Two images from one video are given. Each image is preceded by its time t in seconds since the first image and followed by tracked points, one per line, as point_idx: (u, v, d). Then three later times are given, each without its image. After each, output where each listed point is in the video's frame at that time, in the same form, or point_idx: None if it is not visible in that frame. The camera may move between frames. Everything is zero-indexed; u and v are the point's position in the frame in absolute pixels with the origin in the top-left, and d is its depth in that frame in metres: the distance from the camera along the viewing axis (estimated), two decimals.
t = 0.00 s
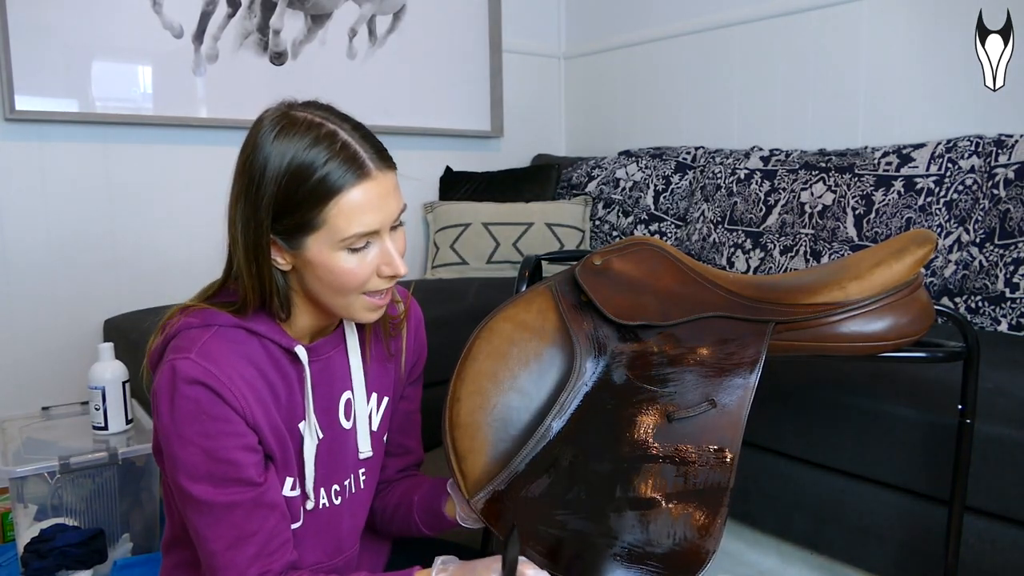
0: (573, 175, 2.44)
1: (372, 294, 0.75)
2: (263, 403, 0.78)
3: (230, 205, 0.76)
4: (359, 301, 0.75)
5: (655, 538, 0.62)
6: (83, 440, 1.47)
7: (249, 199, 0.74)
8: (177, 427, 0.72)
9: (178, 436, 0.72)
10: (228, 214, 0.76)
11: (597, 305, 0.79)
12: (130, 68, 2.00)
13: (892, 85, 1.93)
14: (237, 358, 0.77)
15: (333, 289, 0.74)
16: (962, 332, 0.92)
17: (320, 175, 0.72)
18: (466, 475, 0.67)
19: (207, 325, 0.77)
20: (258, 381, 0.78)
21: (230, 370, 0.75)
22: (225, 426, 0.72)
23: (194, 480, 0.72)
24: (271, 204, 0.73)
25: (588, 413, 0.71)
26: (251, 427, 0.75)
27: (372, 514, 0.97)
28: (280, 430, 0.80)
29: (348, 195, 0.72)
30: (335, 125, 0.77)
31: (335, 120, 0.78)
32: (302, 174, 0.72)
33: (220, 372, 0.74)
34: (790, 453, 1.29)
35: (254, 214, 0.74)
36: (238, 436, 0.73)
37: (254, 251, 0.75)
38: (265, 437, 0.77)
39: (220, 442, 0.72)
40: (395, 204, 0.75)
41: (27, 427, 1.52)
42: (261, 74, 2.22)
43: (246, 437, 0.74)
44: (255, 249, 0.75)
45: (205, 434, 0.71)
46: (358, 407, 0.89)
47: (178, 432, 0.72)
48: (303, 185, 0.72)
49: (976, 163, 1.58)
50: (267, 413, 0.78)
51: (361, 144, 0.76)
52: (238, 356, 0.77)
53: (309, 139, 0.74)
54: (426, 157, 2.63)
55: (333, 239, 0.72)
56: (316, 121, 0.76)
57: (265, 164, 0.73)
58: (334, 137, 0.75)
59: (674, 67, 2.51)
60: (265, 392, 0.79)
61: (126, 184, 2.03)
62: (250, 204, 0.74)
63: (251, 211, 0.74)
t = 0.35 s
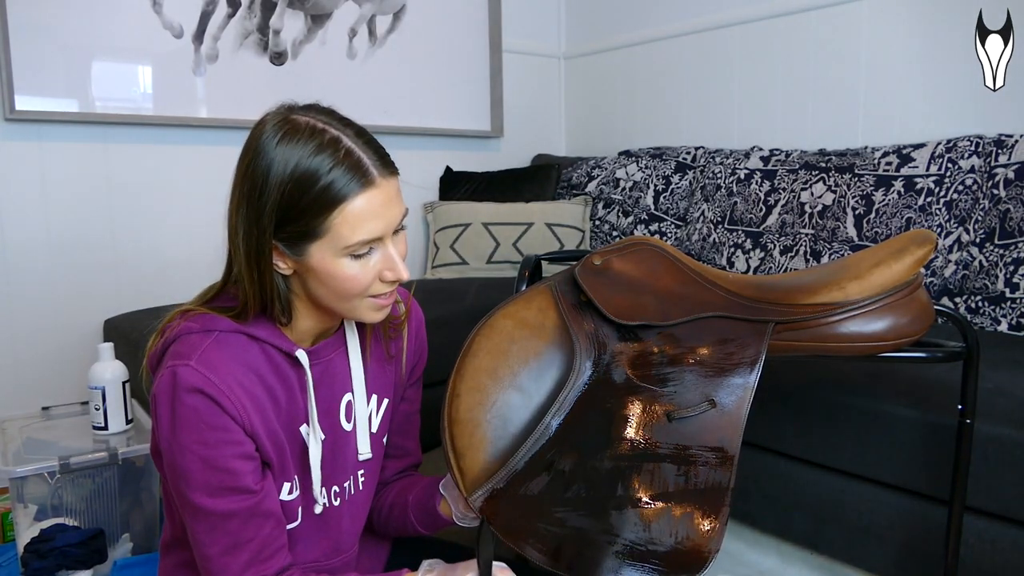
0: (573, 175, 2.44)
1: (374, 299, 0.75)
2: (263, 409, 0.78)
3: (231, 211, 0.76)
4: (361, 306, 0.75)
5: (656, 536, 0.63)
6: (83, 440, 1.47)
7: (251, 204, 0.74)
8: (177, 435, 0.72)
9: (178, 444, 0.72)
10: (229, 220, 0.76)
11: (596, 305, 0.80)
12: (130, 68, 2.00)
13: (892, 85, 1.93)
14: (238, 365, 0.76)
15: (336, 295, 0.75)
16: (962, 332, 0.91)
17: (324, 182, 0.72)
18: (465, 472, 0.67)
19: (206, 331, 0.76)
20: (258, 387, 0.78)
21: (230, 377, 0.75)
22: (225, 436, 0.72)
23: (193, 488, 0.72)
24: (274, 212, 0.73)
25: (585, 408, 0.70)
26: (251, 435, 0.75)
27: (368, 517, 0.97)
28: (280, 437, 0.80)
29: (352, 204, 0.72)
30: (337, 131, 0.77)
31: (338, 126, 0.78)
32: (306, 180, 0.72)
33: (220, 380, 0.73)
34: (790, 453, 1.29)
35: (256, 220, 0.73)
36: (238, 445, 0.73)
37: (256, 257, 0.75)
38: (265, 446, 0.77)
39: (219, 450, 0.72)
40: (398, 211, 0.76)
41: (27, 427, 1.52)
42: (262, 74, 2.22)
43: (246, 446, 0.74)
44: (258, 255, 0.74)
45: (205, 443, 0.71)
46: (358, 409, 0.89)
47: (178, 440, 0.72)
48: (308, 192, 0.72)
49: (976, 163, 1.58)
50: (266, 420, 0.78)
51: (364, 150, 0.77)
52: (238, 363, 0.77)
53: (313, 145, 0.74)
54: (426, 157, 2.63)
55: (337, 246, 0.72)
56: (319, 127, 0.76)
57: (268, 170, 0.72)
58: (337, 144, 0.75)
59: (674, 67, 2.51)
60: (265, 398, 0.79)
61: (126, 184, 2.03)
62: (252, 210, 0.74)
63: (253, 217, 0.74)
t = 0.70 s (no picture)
0: (573, 175, 2.44)
1: (373, 294, 0.75)
2: (264, 407, 0.78)
3: (230, 206, 0.76)
4: (360, 300, 0.75)
5: (657, 536, 0.61)
6: (83, 440, 1.47)
7: (249, 199, 0.74)
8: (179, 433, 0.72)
9: (179, 442, 0.72)
10: (228, 216, 0.76)
11: (597, 305, 0.80)
12: (130, 68, 2.00)
13: (892, 85, 1.93)
14: (239, 364, 0.76)
15: (335, 290, 0.74)
16: (962, 332, 0.91)
17: (322, 178, 0.72)
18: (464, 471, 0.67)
19: (206, 329, 0.76)
20: (258, 386, 0.78)
21: (231, 375, 0.75)
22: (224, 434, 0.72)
23: (194, 486, 0.72)
24: (273, 207, 0.73)
25: (585, 407, 0.71)
26: (252, 434, 0.75)
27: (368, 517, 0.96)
28: (281, 436, 0.80)
29: (351, 199, 0.73)
30: (335, 126, 0.77)
31: (337, 121, 0.78)
32: (305, 176, 0.72)
33: (220, 378, 0.73)
34: (790, 453, 1.29)
35: (255, 215, 0.73)
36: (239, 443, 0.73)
37: (254, 253, 0.75)
38: (266, 445, 0.77)
39: (219, 448, 0.72)
40: (397, 206, 0.76)
41: (27, 427, 1.52)
42: (262, 74, 2.22)
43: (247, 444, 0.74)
44: (256, 250, 0.74)
45: (205, 441, 0.71)
46: (356, 408, 0.89)
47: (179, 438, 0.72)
48: (307, 188, 0.72)
49: (976, 163, 1.58)
50: (267, 418, 0.78)
51: (363, 145, 0.77)
52: (239, 362, 0.76)
53: (311, 141, 0.74)
54: (426, 157, 2.63)
55: (335, 241, 0.72)
56: (318, 122, 0.76)
57: (267, 165, 0.73)
58: (336, 139, 0.75)
59: (674, 67, 2.51)
60: (265, 397, 0.79)
61: (126, 184, 2.03)
62: (250, 205, 0.74)
63: (252, 212, 0.74)
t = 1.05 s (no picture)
0: (573, 175, 2.44)
1: (373, 284, 0.75)
2: (263, 404, 0.78)
3: (230, 197, 0.76)
4: (360, 289, 0.75)
5: (664, 529, 0.61)
6: (83, 440, 1.47)
7: (249, 189, 0.74)
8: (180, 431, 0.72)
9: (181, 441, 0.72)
10: (228, 206, 0.76)
11: (597, 305, 0.80)
12: (130, 68, 2.00)
13: (892, 84, 1.93)
14: (238, 361, 0.77)
15: (334, 279, 0.74)
16: (962, 332, 0.91)
17: (321, 166, 0.72)
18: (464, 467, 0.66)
19: (204, 327, 0.76)
20: (257, 383, 0.78)
21: (230, 373, 0.75)
22: (226, 431, 0.72)
23: (196, 485, 0.72)
24: (272, 193, 0.73)
25: (584, 400, 0.71)
26: (252, 431, 0.75)
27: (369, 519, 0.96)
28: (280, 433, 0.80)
29: (348, 183, 0.72)
30: (334, 116, 0.77)
31: (336, 112, 0.78)
32: (303, 164, 0.72)
33: (220, 375, 0.74)
34: (790, 453, 1.29)
35: (255, 204, 0.74)
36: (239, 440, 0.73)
37: (254, 240, 0.75)
38: (266, 442, 0.77)
39: (220, 445, 0.72)
40: (396, 195, 0.76)
41: (27, 427, 1.52)
42: (261, 74, 2.22)
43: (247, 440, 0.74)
44: (255, 240, 0.74)
45: (206, 438, 0.72)
46: (354, 408, 0.89)
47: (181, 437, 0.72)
48: (305, 175, 0.72)
49: (976, 163, 1.59)
50: (267, 415, 0.78)
51: (362, 135, 0.77)
52: (238, 359, 0.77)
53: (310, 129, 0.74)
54: (426, 157, 2.63)
55: (334, 228, 0.72)
56: (316, 111, 0.76)
57: (266, 154, 0.73)
58: (334, 128, 0.75)
59: (674, 67, 2.51)
60: (264, 394, 0.79)
61: (126, 184, 2.03)
62: (250, 194, 0.74)
63: (252, 201, 0.74)
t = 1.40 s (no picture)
0: (573, 175, 2.44)
1: (378, 288, 0.75)
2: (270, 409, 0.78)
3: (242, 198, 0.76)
4: (365, 294, 0.75)
5: (662, 517, 0.60)
6: (83, 440, 1.47)
7: (261, 191, 0.74)
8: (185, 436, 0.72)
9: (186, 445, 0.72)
10: (239, 206, 0.77)
11: (597, 305, 0.80)
12: (130, 68, 2.00)
13: (892, 84, 1.93)
14: (246, 366, 0.76)
15: (341, 283, 0.74)
16: (962, 332, 0.91)
17: (332, 169, 0.72)
18: (467, 471, 0.66)
19: (213, 330, 0.76)
20: (265, 389, 0.78)
21: (237, 378, 0.75)
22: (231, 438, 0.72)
23: (199, 491, 0.72)
24: (282, 195, 0.73)
25: (584, 404, 0.71)
26: (258, 437, 0.75)
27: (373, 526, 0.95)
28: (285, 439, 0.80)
29: (359, 189, 0.73)
30: (347, 120, 0.77)
31: (348, 116, 0.78)
32: (315, 167, 0.72)
33: (228, 381, 0.74)
34: (790, 453, 1.29)
35: (265, 206, 0.74)
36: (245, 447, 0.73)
37: (263, 242, 0.75)
38: (271, 448, 0.77)
39: (225, 451, 0.72)
40: (405, 201, 0.76)
41: (26, 427, 1.52)
42: (262, 74, 2.22)
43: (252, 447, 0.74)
44: (264, 243, 0.75)
45: (211, 444, 0.71)
46: (359, 414, 0.89)
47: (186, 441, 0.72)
48: (316, 179, 0.72)
49: (976, 163, 1.59)
50: (273, 421, 0.78)
51: (374, 140, 0.77)
52: (246, 364, 0.77)
53: (323, 133, 0.74)
54: (426, 157, 2.63)
55: (342, 232, 0.72)
56: (329, 115, 0.76)
57: (278, 157, 0.73)
58: (346, 132, 0.75)
59: (674, 67, 2.51)
60: (271, 400, 0.79)
61: (126, 184, 2.03)
62: (261, 196, 0.74)
63: (262, 203, 0.74)
